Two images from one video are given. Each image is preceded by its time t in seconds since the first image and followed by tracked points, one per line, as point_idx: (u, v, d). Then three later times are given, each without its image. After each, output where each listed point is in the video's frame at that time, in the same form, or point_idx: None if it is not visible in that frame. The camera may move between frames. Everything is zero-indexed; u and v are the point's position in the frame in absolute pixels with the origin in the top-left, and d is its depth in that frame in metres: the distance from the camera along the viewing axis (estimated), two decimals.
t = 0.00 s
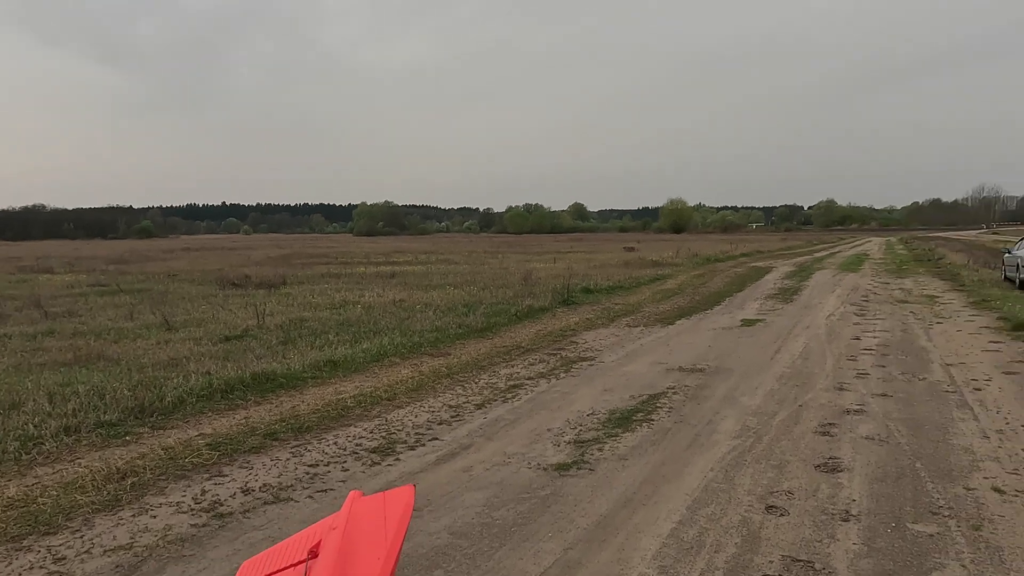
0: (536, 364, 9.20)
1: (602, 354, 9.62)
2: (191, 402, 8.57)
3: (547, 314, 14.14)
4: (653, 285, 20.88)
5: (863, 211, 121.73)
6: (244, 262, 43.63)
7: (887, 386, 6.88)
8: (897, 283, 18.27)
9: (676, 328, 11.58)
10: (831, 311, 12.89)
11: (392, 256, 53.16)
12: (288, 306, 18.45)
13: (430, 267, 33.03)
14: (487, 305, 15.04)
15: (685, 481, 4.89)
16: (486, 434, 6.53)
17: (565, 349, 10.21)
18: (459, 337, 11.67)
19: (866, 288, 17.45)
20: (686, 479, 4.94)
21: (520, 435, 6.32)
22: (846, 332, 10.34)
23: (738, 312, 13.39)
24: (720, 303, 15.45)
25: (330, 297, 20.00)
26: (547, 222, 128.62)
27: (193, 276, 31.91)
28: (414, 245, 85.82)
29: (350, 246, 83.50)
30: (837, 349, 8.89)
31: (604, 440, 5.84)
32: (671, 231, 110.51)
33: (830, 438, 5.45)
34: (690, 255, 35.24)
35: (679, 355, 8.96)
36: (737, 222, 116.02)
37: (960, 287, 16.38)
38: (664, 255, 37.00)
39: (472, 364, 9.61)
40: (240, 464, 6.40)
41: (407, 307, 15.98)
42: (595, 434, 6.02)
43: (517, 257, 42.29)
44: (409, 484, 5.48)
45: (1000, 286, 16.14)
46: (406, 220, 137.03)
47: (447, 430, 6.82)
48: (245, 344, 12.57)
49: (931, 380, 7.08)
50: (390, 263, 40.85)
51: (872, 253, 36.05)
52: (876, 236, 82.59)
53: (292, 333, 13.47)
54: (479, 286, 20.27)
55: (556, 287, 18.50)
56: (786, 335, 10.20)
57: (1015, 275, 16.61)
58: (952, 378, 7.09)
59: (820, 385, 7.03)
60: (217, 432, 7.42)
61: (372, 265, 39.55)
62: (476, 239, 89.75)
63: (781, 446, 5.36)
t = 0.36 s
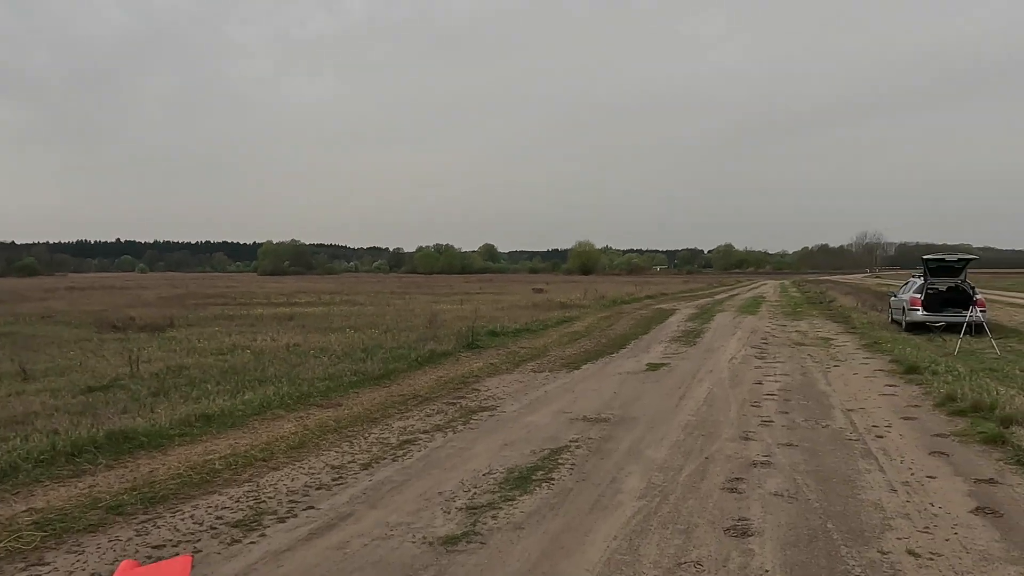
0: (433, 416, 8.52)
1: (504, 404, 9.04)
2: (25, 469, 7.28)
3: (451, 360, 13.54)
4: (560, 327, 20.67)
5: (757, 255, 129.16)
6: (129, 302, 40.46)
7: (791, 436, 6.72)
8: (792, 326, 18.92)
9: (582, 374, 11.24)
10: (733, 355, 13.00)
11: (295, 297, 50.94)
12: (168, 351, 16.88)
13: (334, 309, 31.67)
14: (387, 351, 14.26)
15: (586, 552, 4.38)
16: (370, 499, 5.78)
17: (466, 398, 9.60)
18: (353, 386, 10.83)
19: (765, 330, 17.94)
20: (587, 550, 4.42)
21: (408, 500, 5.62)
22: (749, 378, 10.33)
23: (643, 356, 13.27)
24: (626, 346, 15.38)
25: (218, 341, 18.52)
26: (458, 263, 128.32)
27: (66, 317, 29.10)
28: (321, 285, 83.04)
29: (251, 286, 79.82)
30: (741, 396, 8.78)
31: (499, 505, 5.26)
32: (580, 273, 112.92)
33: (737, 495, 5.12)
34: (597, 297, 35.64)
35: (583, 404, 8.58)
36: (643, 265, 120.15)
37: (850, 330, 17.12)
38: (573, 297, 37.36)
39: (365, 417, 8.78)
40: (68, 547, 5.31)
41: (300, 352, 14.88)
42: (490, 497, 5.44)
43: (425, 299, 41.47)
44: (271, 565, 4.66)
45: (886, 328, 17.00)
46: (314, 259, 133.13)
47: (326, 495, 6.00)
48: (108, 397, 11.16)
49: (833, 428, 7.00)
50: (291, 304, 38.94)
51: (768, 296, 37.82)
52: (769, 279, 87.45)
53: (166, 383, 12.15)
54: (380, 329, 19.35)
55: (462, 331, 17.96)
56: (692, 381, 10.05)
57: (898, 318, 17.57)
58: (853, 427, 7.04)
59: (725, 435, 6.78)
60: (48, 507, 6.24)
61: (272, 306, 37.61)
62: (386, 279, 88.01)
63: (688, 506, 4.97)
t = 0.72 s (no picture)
0: (343, 459, 7.71)
1: (422, 443, 8.33)
2: None
3: (368, 393, 12.72)
4: (486, 357, 20.13)
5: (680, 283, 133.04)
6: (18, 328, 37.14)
7: (723, 478, 6.40)
8: (717, 356, 19.11)
9: (506, 409, 10.73)
10: (660, 387, 12.83)
11: (207, 323, 48.26)
12: (52, 384, 15.23)
13: (249, 337, 30.00)
14: (300, 385, 13.29)
15: None
16: (257, 563, 4.95)
17: (381, 438, 8.82)
18: (258, 424, 9.86)
19: (690, 360, 18.01)
20: None
21: (301, 564, 4.85)
22: (677, 412, 10.11)
23: (571, 388, 12.90)
24: (553, 378, 14.98)
25: (113, 373, 16.92)
26: (386, 288, 126.25)
27: None
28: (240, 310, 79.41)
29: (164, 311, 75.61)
30: (671, 434, 8.49)
31: (406, 569, 4.59)
32: (509, 300, 113.10)
33: (671, 552, 4.67)
34: (524, 325, 35.37)
35: (507, 444, 8.01)
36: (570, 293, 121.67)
37: (772, 360, 17.42)
38: (500, 325, 37.01)
39: (266, 460, 7.84)
40: None
41: (202, 386, 13.67)
42: (397, 559, 4.75)
43: (347, 326, 40.10)
44: None
45: (806, 358, 17.39)
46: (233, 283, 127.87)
47: (207, 559, 5.11)
48: None
49: (765, 469, 6.75)
50: (201, 331, 36.70)
51: (689, 324, 38.68)
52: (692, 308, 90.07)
53: (41, 422, 10.76)
54: (295, 360, 18.23)
55: (382, 362, 17.11)
56: (619, 416, 9.71)
57: (817, 348, 18.03)
58: (785, 467, 6.82)
59: (655, 479, 6.37)
60: None
61: (181, 333, 35.36)
62: (310, 305, 85.43)
63: (619, 566, 4.46)
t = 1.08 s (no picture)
0: (277, 473, 7.03)
1: (366, 455, 7.71)
2: None
3: (313, 399, 12.02)
4: (442, 358, 19.54)
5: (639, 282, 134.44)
6: None
7: (684, 488, 6.01)
8: (676, 355, 18.93)
9: (459, 414, 10.18)
10: (618, 388, 12.47)
11: (152, 326, 46.30)
12: None
13: (194, 340, 28.70)
14: (240, 391, 12.48)
15: None
16: None
17: (321, 449, 8.16)
18: (188, 435, 9.08)
19: (648, 360, 17.76)
20: None
21: None
22: (635, 415, 9.74)
23: (527, 391, 12.43)
24: (509, 380, 14.49)
25: (38, 381, 15.72)
26: (343, 289, 123.98)
27: None
28: (190, 312, 76.86)
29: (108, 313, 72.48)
30: (630, 439, 8.09)
31: None
32: (468, 299, 112.55)
33: None
34: (482, 325, 34.84)
35: (456, 454, 7.47)
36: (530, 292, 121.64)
37: (731, 359, 17.31)
38: (457, 325, 36.36)
39: (190, 476, 7.12)
40: None
41: (132, 393, 12.72)
42: None
43: (300, 327, 38.89)
44: None
45: (764, 357, 17.34)
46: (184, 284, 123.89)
47: None
48: None
49: (728, 476, 6.40)
50: (143, 334, 35.04)
51: (647, 323, 38.70)
52: (650, 306, 90.92)
53: None
54: (239, 364, 17.31)
55: (332, 366, 16.37)
56: (576, 420, 9.28)
57: (774, 346, 18.01)
58: (748, 474, 6.49)
59: (613, 491, 5.92)
60: None
61: (121, 337, 33.66)
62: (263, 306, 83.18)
63: None
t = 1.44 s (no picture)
0: (234, 487, 6.43)
1: (334, 465, 7.13)
2: None
3: (283, 403, 11.39)
4: (419, 359, 18.91)
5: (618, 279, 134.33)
6: None
7: (678, 499, 5.54)
8: (659, 353, 18.53)
9: (435, 418, 9.63)
10: (602, 389, 12.02)
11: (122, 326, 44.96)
12: None
13: (163, 341, 27.76)
14: (204, 394, 11.81)
15: None
16: None
17: (285, 458, 7.57)
18: (143, 444, 8.43)
19: (632, 359, 17.34)
20: None
21: None
22: (622, 418, 9.28)
23: (507, 393, 11.91)
24: (489, 381, 13.97)
25: None
26: (321, 288, 122.54)
27: None
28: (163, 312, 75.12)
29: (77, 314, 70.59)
30: (617, 445, 7.62)
31: None
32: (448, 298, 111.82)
33: None
34: (461, 324, 34.29)
35: (431, 463, 6.94)
36: (510, 290, 121.21)
37: (716, 357, 16.95)
38: (436, 324, 35.73)
39: (138, 492, 6.48)
40: None
41: (88, 398, 11.94)
42: None
43: (275, 328, 37.94)
44: None
45: (749, 355, 17.00)
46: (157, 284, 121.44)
47: None
48: None
49: (723, 486, 5.94)
50: (112, 336, 33.90)
51: (629, 321, 38.36)
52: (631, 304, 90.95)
53: None
54: (207, 367, 16.57)
55: (304, 367, 15.72)
56: (560, 424, 8.78)
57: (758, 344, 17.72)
58: (745, 483, 6.05)
59: (601, 504, 5.43)
60: None
61: (87, 338, 32.48)
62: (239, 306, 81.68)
63: None
